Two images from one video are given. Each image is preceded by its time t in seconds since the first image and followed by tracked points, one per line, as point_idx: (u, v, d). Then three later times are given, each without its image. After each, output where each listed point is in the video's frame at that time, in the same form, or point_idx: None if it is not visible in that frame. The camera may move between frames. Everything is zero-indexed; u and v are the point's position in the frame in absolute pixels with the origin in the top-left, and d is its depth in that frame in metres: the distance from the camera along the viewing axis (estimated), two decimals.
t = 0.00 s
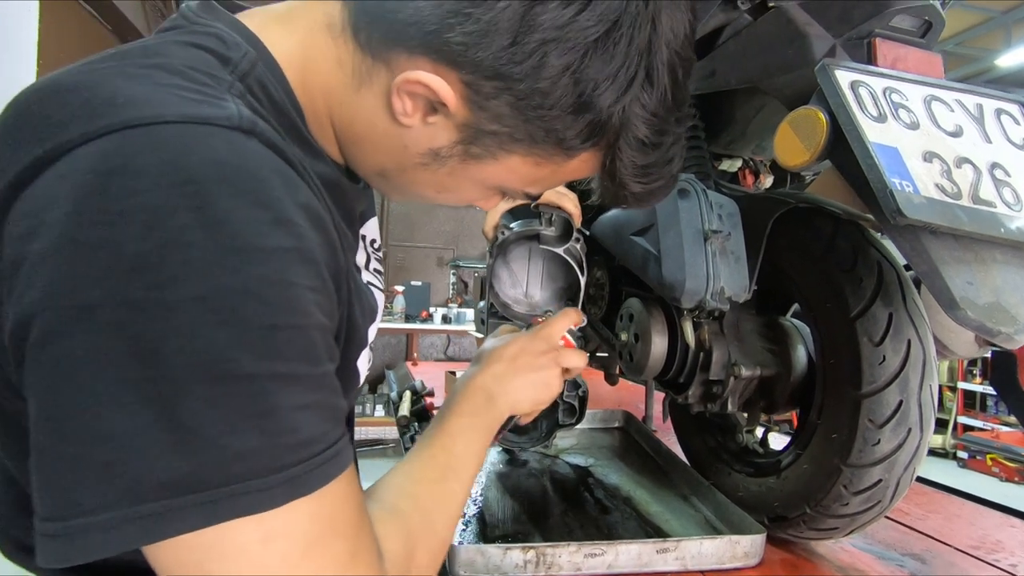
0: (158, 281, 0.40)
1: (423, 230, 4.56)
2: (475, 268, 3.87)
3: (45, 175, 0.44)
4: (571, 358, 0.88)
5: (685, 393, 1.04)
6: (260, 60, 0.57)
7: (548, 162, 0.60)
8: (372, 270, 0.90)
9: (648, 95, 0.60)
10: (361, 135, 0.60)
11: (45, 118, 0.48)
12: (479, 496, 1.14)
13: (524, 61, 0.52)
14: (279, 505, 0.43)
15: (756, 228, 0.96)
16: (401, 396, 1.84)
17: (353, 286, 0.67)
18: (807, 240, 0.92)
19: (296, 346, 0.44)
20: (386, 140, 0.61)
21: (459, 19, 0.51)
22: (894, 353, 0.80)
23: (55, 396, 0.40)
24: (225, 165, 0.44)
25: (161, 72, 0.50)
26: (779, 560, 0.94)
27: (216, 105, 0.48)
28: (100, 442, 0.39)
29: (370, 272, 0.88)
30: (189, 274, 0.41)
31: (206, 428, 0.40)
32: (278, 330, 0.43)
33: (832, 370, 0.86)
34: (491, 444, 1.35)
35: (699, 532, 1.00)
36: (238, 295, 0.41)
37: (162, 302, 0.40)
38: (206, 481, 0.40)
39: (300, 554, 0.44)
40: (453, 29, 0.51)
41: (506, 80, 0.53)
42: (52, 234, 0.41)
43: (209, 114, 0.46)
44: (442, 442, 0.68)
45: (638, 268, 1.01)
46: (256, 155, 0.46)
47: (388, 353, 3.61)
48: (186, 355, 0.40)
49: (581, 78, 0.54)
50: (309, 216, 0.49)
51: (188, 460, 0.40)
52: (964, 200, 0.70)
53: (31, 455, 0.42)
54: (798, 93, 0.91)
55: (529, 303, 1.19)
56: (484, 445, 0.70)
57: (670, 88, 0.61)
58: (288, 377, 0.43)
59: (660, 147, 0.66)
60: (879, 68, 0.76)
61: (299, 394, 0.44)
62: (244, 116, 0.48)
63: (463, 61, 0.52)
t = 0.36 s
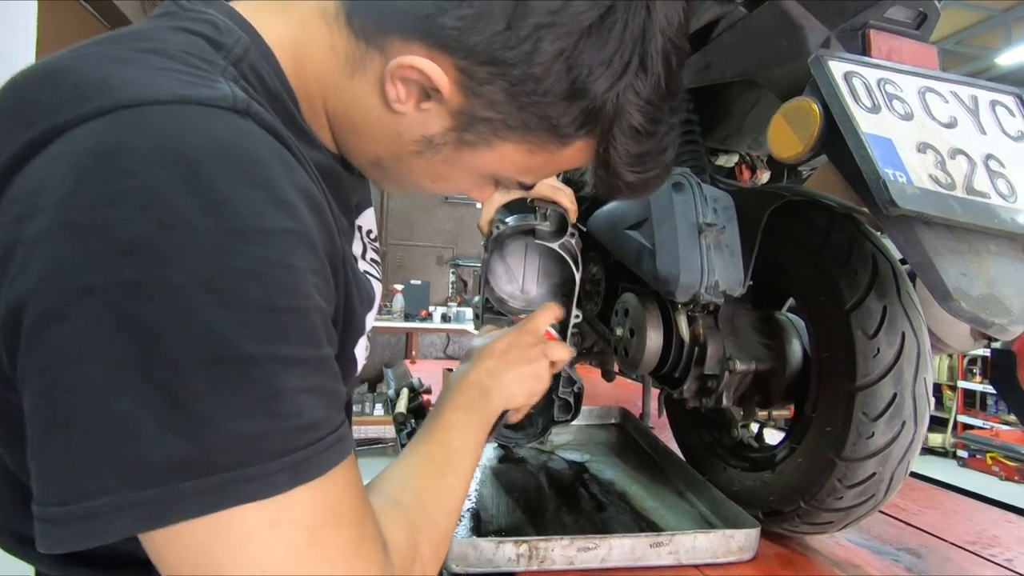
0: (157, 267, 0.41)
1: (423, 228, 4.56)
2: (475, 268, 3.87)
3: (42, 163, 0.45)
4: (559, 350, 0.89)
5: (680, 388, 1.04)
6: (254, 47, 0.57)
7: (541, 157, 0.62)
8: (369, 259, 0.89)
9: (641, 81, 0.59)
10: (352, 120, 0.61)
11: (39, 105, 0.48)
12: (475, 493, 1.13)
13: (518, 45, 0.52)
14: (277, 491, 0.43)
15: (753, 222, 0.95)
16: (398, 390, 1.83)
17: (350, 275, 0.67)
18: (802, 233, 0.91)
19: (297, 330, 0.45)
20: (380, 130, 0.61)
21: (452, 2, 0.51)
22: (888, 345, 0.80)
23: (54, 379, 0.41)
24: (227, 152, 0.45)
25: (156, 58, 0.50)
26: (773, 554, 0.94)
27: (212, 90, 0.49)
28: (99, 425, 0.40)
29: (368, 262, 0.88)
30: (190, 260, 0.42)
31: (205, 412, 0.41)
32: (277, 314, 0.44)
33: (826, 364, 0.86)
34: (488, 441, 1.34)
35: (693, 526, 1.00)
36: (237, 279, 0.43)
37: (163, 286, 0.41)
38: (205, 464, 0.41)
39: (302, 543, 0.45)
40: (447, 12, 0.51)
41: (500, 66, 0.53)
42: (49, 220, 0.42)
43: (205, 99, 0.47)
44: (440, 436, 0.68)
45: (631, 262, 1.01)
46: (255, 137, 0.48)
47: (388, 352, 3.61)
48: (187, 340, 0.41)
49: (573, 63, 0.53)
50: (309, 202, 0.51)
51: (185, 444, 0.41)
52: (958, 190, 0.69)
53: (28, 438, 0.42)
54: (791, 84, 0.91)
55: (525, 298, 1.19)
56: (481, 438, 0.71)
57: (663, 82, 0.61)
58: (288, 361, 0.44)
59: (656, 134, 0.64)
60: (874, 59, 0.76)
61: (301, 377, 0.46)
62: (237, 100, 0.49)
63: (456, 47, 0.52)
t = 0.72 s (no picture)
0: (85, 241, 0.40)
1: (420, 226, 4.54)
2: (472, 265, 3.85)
3: None
4: (513, 307, 0.88)
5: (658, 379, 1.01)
6: (198, 18, 0.55)
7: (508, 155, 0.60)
8: (333, 244, 0.87)
9: (609, 70, 0.54)
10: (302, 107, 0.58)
11: None
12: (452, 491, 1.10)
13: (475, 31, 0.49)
14: (211, 477, 0.42)
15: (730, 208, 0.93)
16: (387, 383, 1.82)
17: (306, 263, 0.64)
18: (779, 218, 0.89)
19: (237, 314, 0.43)
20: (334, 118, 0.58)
21: None
22: (863, 332, 0.78)
23: None
24: (151, 118, 0.43)
25: (89, 32, 0.49)
26: (750, 549, 0.91)
27: (140, 55, 0.47)
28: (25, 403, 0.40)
29: (331, 246, 0.86)
30: (116, 236, 0.41)
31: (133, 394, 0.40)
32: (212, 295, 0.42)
33: (802, 352, 0.84)
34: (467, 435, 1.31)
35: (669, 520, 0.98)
36: (167, 257, 0.41)
37: (87, 264, 0.40)
38: (135, 448, 0.40)
39: (246, 533, 0.43)
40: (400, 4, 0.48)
41: (459, 60, 0.50)
42: None
43: (133, 65, 0.46)
44: (393, 408, 0.65)
45: (608, 250, 0.99)
46: (189, 112, 0.45)
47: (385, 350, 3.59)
48: (111, 317, 0.40)
49: (534, 53, 0.50)
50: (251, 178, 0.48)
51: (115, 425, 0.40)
52: (932, 170, 0.67)
53: None
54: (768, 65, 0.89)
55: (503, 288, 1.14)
56: (438, 405, 0.68)
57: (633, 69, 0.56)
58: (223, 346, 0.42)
59: (621, 126, 0.59)
60: (848, 36, 0.74)
61: (239, 362, 0.44)
62: (170, 71, 0.47)
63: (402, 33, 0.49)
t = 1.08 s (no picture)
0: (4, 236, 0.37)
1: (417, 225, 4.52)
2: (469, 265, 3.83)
3: None
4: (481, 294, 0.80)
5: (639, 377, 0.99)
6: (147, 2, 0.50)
7: (480, 153, 0.56)
8: (301, 240, 0.82)
9: (585, 60, 0.50)
10: (264, 100, 0.53)
11: None
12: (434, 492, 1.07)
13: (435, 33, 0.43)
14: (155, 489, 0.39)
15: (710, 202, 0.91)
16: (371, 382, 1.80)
17: (264, 259, 0.60)
18: (760, 210, 0.88)
19: (181, 311, 0.40)
20: (299, 112, 0.52)
21: None
22: (842, 327, 0.76)
23: None
24: (79, 105, 0.40)
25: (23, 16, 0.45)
26: (731, 550, 0.89)
27: (73, 40, 0.44)
28: None
29: (297, 241, 0.80)
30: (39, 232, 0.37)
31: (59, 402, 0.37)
32: (153, 295, 0.39)
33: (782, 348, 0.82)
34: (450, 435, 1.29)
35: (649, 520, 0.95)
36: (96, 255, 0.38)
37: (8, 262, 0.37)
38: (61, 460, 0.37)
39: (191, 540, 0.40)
40: None
41: (417, 54, 0.44)
42: None
43: (62, 48, 0.43)
44: (356, 401, 0.60)
45: (586, 244, 0.98)
46: (124, 99, 0.42)
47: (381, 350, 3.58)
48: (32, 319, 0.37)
49: (500, 47, 0.45)
50: (194, 168, 0.45)
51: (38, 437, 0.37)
52: (909, 158, 0.65)
53: None
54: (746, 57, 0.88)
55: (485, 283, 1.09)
56: (401, 396, 0.63)
57: (606, 65, 0.52)
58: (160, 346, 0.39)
59: (593, 123, 0.55)
60: (824, 22, 0.72)
61: (186, 363, 0.41)
62: (105, 55, 0.43)
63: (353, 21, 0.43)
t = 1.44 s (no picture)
0: None
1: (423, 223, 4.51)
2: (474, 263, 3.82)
3: None
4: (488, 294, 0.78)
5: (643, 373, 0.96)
6: None
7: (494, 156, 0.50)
8: (302, 237, 0.70)
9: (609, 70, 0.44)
10: (274, 100, 0.46)
11: None
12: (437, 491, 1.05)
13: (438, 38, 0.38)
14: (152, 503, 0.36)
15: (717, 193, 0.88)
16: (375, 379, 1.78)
17: (268, 267, 0.52)
18: (768, 201, 0.85)
19: (182, 328, 0.36)
20: (309, 116, 0.46)
21: None
22: (853, 322, 0.74)
23: None
24: (69, 113, 0.35)
25: None
26: (737, 551, 0.87)
27: (67, 41, 0.38)
28: None
29: (298, 239, 0.68)
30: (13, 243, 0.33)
31: (46, 426, 0.34)
32: (152, 312, 0.35)
33: (790, 343, 0.80)
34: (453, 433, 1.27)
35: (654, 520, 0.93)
36: (88, 271, 0.33)
37: None
38: (48, 483, 0.34)
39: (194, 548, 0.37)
40: None
41: (429, 60, 0.39)
42: None
43: (50, 50, 0.37)
44: (361, 397, 0.57)
45: (590, 238, 0.95)
46: (120, 107, 0.36)
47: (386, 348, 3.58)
48: (12, 338, 0.33)
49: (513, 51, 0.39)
50: (202, 182, 0.39)
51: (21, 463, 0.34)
52: (924, 146, 0.63)
53: None
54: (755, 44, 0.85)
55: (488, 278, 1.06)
56: (406, 392, 0.60)
57: (624, 73, 0.45)
58: (163, 366, 0.36)
59: (609, 131, 0.48)
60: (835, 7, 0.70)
61: (186, 378, 0.37)
62: (102, 59, 0.37)
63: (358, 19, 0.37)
